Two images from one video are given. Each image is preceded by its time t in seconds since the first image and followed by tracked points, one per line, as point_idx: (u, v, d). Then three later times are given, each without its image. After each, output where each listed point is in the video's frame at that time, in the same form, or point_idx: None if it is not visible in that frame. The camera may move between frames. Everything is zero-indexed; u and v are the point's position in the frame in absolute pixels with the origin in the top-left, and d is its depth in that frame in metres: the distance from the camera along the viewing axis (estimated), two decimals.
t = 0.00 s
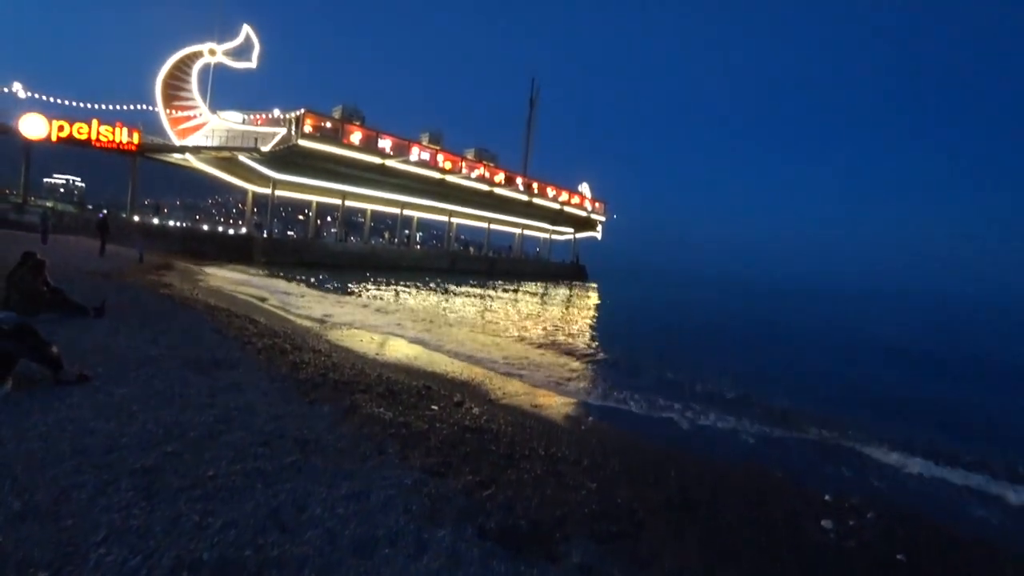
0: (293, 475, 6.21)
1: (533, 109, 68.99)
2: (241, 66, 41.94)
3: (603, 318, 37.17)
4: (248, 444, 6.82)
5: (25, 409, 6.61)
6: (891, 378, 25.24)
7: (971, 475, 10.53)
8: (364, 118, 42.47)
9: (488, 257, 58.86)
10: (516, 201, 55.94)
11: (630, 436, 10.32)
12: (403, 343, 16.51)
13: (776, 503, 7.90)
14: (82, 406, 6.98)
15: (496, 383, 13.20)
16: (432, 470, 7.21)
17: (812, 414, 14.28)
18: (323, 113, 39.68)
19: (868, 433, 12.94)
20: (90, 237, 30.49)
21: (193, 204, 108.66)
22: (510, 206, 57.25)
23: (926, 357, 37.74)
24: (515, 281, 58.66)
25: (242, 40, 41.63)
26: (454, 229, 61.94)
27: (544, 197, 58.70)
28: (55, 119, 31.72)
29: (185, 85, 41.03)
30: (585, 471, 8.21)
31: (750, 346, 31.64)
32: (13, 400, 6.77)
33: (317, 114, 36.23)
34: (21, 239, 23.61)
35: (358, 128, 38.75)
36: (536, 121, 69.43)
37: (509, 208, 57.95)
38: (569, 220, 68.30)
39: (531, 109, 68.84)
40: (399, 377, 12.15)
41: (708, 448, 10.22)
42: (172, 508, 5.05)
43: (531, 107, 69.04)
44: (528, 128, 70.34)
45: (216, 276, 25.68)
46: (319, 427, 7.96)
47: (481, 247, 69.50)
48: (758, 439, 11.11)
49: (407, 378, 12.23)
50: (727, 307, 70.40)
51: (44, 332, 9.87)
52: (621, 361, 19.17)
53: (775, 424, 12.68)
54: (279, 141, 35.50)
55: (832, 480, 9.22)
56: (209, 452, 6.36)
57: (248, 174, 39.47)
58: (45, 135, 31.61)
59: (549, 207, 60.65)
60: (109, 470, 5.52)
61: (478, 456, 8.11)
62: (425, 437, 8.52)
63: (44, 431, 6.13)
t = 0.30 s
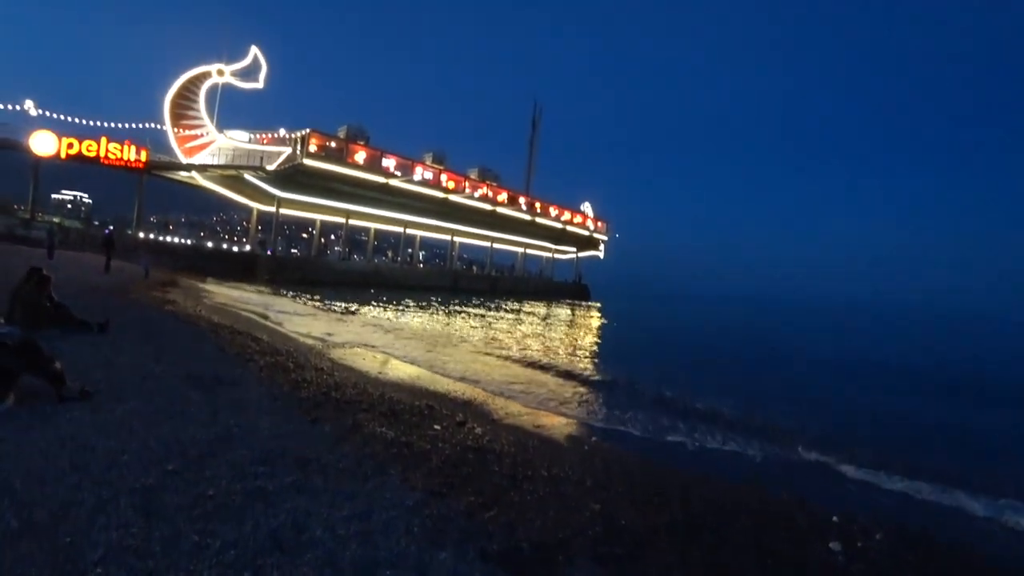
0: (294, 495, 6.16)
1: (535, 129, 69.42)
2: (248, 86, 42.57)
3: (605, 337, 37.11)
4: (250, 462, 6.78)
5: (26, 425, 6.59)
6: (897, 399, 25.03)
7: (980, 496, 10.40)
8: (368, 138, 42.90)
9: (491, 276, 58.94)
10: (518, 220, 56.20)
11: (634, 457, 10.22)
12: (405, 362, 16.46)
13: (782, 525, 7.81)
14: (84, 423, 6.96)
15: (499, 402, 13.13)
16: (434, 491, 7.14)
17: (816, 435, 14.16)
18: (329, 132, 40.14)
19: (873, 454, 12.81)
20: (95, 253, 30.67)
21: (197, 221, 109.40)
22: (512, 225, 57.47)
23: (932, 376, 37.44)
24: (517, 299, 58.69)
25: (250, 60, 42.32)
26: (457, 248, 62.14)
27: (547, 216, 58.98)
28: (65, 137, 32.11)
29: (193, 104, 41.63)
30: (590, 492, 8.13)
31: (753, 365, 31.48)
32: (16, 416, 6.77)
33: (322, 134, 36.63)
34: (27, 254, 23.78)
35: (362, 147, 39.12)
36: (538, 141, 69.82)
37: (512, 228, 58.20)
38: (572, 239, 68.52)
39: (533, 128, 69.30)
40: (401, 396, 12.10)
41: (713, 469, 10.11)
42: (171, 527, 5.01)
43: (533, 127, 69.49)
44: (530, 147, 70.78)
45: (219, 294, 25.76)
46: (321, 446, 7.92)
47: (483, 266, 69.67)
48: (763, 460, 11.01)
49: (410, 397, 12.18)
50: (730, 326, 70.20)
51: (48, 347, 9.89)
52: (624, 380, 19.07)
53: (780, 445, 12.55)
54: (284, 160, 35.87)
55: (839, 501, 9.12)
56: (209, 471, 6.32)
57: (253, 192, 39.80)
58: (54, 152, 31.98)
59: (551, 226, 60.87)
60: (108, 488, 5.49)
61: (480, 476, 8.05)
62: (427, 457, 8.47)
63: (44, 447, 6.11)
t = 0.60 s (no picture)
0: (298, 514, 6.10)
1: (540, 146, 69.83)
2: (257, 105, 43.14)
3: (611, 353, 36.95)
4: (254, 480, 6.74)
5: (31, 442, 6.59)
6: (908, 416, 24.71)
7: (996, 516, 10.20)
8: (374, 156, 43.26)
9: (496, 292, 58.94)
10: (523, 236, 56.33)
11: (642, 475, 10.10)
12: (410, 378, 16.40)
13: (795, 544, 7.67)
14: (88, 440, 6.95)
15: (505, 420, 13.03)
16: (439, 510, 7.05)
17: (827, 452, 13.97)
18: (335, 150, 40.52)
19: (885, 472, 12.62)
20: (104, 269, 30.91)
21: (205, 238, 110.24)
22: (518, 242, 57.58)
23: (943, 393, 36.97)
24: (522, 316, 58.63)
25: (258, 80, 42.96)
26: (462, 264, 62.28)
27: (552, 232, 59.08)
28: (77, 155, 32.56)
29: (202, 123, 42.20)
30: (598, 511, 8.01)
31: (761, 382, 31.22)
32: (21, 433, 6.77)
33: (328, 152, 36.96)
34: (36, 271, 24.00)
35: (368, 165, 39.41)
36: (543, 158, 70.17)
37: (517, 244, 58.32)
38: (577, 255, 68.58)
39: (538, 145, 69.70)
40: (406, 413, 12.03)
41: (722, 487, 9.97)
42: (173, 546, 4.95)
43: (538, 145, 69.90)
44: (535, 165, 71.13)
45: (226, 310, 25.88)
46: (326, 464, 7.86)
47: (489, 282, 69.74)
48: (773, 478, 10.84)
49: (415, 414, 12.11)
50: (737, 342, 69.78)
51: (55, 363, 9.92)
52: (630, 397, 18.94)
53: (791, 463, 12.37)
54: (291, 178, 36.19)
55: (852, 519, 8.97)
56: (213, 489, 6.27)
57: (260, 210, 40.11)
58: (65, 170, 32.42)
59: (556, 242, 60.97)
60: (111, 506, 5.44)
61: (486, 495, 7.95)
62: (433, 475, 8.39)
63: (48, 464, 6.09)
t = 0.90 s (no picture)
0: (299, 527, 6.06)
1: (544, 160, 70.11)
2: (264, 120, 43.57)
3: (614, 368, 36.82)
4: (256, 493, 6.71)
5: (34, 452, 6.58)
6: (915, 432, 24.48)
7: (1005, 535, 10.05)
8: (379, 170, 43.55)
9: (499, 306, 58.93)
10: (527, 250, 56.42)
11: (646, 491, 10.00)
12: (413, 392, 16.34)
13: (801, 562, 7.57)
14: (90, 451, 6.93)
15: (507, 434, 12.97)
16: (442, 526, 6.99)
17: (833, 469, 13.84)
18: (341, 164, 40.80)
19: (892, 490, 12.47)
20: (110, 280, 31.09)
21: (211, 250, 110.86)
22: (521, 255, 57.67)
23: (951, 408, 36.63)
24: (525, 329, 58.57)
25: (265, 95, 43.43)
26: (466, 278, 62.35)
27: (555, 246, 59.17)
28: (86, 167, 32.88)
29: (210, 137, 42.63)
30: (602, 527, 7.93)
31: (766, 397, 31.00)
32: (24, 443, 6.77)
33: (334, 166, 37.19)
34: (43, 281, 24.14)
35: (373, 179, 39.62)
36: (547, 172, 70.41)
37: (520, 258, 58.40)
38: (581, 268, 68.60)
39: (542, 160, 69.99)
40: (409, 427, 11.99)
41: (727, 504, 9.87)
42: (173, 558, 4.93)
43: (542, 159, 70.20)
44: (539, 179, 71.38)
45: (230, 322, 25.96)
46: (328, 478, 7.83)
47: (492, 296, 69.79)
48: (779, 494, 10.73)
49: (417, 428, 12.07)
50: (741, 357, 69.43)
51: (60, 374, 9.94)
52: (634, 412, 18.82)
53: (796, 480, 12.22)
54: (297, 191, 36.42)
55: (858, 537, 8.86)
56: (214, 502, 6.25)
57: (265, 223, 40.36)
58: (74, 182, 32.73)
59: (560, 256, 61.04)
60: (112, 518, 5.42)
61: (489, 510, 7.89)
62: (435, 489, 8.35)
63: (50, 475, 6.08)
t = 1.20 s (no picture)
0: (301, 538, 6.00)
1: (549, 171, 70.25)
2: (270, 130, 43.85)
3: (619, 379, 36.59)
4: (258, 503, 6.65)
5: (36, 459, 6.54)
6: (924, 445, 24.18)
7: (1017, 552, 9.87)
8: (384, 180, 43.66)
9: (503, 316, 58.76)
10: (531, 260, 56.36)
11: (652, 504, 9.87)
12: (416, 402, 16.25)
13: None
14: (93, 459, 6.89)
15: (510, 446, 12.85)
16: (445, 538, 6.91)
17: (842, 483, 13.64)
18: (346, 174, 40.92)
19: (902, 505, 12.28)
20: (115, 287, 31.18)
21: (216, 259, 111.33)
22: (525, 265, 57.62)
23: (960, 421, 36.20)
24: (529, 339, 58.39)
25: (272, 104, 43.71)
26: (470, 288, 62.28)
27: (560, 256, 59.10)
28: (93, 175, 33.08)
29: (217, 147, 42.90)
30: (606, 540, 7.82)
31: (772, 409, 30.73)
32: (26, 450, 6.74)
33: (339, 176, 37.25)
34: (49, 288, 24.21)
35: (378, 189, 39.64)
36: (552, 183, 70.46)
37: (524, 268, 58.33)
38: (585, 278, 68.46)
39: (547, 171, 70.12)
40: (412, 437, 11.91)
41: (734, 517, 9.72)
42: (173, 568, 4.87)
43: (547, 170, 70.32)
44: (544, 189, 71.40)
45: (234, 331, 25.96)
46: (330, 488, 7.76)
47: (496, 305, 69.72)
48: (787, 508, 10.57)
49: (420, 438, 11.99)
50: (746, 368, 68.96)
51: (64, 381, 9.92)
52: (639, 424, 18.65)
53: (804, 493, 12.04)
54: (302, 201, 36.55)
55: (866, 551, 8.73)
56: (216, 512, 6.19)
57: (270, 232, 40.49)
58: (82, 190, 32.93)
59: (564, 266, 60.97)
60: (112, 527, 5.37)
61: (492, 523, 7.80)
62: (438, 501, 8.27)
63: (52, 483, 6.04)
